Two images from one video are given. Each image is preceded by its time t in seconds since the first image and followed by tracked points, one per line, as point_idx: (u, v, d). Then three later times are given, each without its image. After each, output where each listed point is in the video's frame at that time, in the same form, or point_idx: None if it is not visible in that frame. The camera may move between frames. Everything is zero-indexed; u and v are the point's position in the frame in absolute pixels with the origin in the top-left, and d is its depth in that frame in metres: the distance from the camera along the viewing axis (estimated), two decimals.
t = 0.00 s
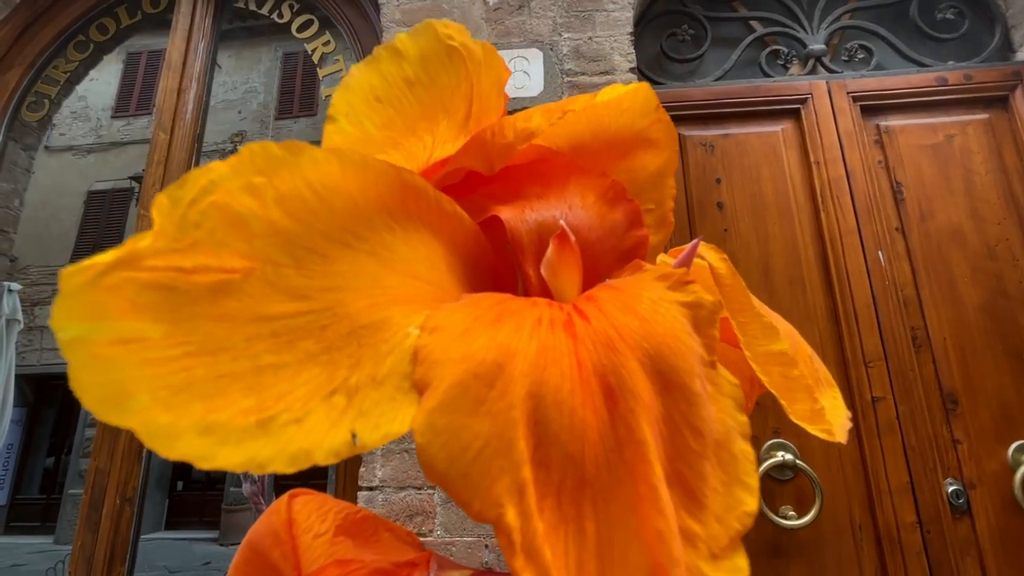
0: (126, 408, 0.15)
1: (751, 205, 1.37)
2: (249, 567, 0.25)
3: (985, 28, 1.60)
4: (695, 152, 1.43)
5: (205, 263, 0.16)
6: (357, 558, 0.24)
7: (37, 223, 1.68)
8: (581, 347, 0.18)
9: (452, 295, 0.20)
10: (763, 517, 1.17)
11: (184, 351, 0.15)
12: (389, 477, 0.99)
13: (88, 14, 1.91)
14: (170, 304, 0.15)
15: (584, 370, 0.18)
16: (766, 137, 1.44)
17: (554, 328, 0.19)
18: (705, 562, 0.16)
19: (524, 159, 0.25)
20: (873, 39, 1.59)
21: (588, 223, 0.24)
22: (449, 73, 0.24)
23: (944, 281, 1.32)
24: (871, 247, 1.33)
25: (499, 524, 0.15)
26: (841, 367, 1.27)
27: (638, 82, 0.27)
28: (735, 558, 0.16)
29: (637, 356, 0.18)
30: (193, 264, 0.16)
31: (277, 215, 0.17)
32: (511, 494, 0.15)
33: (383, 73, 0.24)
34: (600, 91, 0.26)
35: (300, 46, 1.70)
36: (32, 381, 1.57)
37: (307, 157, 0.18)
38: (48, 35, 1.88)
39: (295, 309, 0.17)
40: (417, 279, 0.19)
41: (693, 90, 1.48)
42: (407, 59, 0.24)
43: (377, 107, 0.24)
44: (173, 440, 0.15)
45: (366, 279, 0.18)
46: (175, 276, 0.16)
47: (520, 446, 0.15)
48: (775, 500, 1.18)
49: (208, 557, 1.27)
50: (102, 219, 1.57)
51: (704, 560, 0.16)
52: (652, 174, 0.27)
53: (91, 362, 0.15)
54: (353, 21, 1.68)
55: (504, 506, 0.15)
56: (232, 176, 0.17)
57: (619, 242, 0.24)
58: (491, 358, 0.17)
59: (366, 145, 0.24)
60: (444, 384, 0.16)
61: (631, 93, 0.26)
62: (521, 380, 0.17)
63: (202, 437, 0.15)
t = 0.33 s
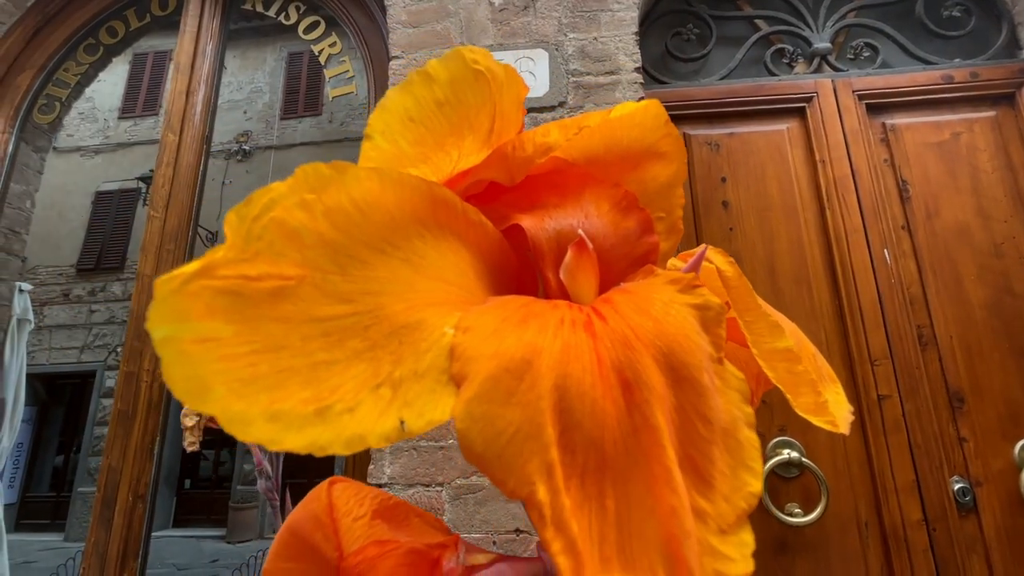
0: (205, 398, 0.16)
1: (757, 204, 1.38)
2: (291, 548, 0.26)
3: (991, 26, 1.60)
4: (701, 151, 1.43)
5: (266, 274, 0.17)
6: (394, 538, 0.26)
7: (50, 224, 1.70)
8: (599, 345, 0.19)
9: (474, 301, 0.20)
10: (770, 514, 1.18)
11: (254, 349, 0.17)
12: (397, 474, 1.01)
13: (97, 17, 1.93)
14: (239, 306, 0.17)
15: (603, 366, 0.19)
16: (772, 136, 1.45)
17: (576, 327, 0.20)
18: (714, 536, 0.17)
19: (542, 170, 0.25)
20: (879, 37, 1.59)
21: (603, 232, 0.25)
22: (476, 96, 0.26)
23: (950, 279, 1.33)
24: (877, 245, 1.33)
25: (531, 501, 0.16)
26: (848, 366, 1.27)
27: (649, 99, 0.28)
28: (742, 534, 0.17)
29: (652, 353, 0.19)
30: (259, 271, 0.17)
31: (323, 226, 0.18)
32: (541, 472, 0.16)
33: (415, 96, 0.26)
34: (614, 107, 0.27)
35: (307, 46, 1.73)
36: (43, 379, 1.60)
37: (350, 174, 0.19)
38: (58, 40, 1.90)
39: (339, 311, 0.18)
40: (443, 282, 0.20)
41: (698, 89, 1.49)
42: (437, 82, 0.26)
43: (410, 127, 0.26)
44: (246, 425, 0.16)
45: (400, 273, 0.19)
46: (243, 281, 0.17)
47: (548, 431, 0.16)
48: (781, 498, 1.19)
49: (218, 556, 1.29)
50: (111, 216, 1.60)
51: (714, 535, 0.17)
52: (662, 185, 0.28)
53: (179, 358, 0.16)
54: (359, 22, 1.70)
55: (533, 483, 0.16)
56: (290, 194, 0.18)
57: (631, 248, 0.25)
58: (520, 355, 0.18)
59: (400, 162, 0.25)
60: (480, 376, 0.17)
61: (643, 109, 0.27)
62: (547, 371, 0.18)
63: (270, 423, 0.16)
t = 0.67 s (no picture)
0: (277, 341, 0.17)
1: (763, 200, 1.38)
2: (334, 513, 0.27)
3: (999, 21, 1.60)
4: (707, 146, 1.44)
5: (332, 227, 0.18)
6: (440, 501, 0.27)
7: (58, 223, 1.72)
8: (654, 303, 0.20)
9: (519, 262, 0.21)
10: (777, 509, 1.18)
11: (325, 298, 0.17)
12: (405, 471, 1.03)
13: (103, 17, 1.94)
14: (309, 257, 0.17)
15: (659, 320, 0.19)
16: (778, 131, 1.45)
17: (628, 285, 0.20)
18: (773, 486, 0.16)
19: (578, 143, 0.25)
20: (885, 32, 1.59)
21: (644, 199, 0.25)
22: (522, 61, 0.26)
23: (958, 274, 1.32)
24: (884, 241, 1.33)
25: (594, 447, 0.16)
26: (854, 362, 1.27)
27: (687, 70, 0.28)
28: (798, 483, 0.17)
29: (706, 309, 0.19)
30: (328, 224, 0.18)
31: (380, 184, 0.19)
32: (605, 419, 0.16)
33: (463, 62, 0.27)
34: (653, 78, 0.27)
35: (312, 45, 1.74)
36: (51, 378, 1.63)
37: (407, 134, 0.20)
38: (65, 40, 1.91)
39: (397, 270, 0.18)
40: (492, 246, 0.21)
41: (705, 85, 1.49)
42: (485, 48, 0.27)
43: (456, 92, 0.26)
44: (316, 369, 0.16)
45: (455, 233, 0.20)
46: (312, 233, 0.18)
47: (610, 378, 0.17)
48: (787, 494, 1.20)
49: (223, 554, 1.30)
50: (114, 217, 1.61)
51: (773, 484, 0.16)
52: (699, 155, 0.28)
53: (254, 302, 0.17)
54: (365, 19, 1.70)
55: (598, 430, 0.16)
56: (354, 148, 0.19)
57: (672, 215, 0.25)
58: (579, 309, 0.18)
59: (447, 124, 0.25)
60: (541, 328, 0.17)
61: (680, 80, 0.28)
62: (606, 324, 0.18)
63: (340, 369, 0.16)
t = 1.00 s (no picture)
0: (265, 337, 0.18)
1: (759, 200, 1.40)
2: (324, 501, 0.30)
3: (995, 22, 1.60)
4: (703, 147, 1.45)
5: (319, 236, 0.19)
6: (421, 487, 0.28)
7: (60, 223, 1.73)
8: (610, 302, 0.21)
9: (494, 264, 0.22)
10: (772, 507, 1.20)
11: (311, 300, 0.19)
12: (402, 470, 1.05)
13: (104, 19, 1.95)
14: (296, 263, 0.19)
15: (614, 319, 0.20)
16: (774, 132, 1.46)
17: (588, 287, 0.21)
18: (713, 470, 0.18)
19: (555, 154, 0.27)
20: (882, 33, 1.59)
21: (612, 207, 0.26)
22: (498, 81, 0.28)
23: (953, 274, 1.33)
24: (880, 241, 1.34)
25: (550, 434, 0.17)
26: (849, 360, 1.28)
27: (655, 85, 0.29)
28: (738, 467, 0.18)
29: (658, 309, 0.20)
30: (312, 232, 0.19)
31: (364, 196, 0.20)
32: (560, 409, 0.17)
33: (444, 83, 0.28)
34: (622, 93, 0.28)
35: (312, 46, 1.75)
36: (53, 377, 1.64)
37: (387, 149, 0.21)
38: (66, 40, 1.92)
39: (377, 274, 0.20)
40: (469, 250, 0.22)
41: (701, 86, 1.50)
42: (464, 70, 0.28)
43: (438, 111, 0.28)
44: (300, 363, 0.18)
45: (430, 237, 0.21)
46: (298, 241, 0.19)
47: (566, 372, 0.18)
48: (784, 492, 1.21)
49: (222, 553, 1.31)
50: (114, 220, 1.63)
51: (713, 468, 0.18)
52: (666, 165, 0.29)
53: (246, 305, 0.19)
54: (364, 20, 1.71)
55: (552, 417, 0.17)
56: (337, 163, 0.20)
57: (638, 222, 0.26)
58: (540, 309, 0.19)
59: (428, 141, 0.27)
60: (504, 327, 0.19)
61: (649, 94, 0.29)
62: (565, 322, 0.19)
63: (322, 364, 0.18)
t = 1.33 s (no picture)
0: (269, 316, 0.19)
1: (755, 198, 1.41)
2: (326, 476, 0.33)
3: (991, 20, 1.61)
4: (700, 146, 1.47)
5: (320, 224, 0.20)
6: (413, 463, 0.31)
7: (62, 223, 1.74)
8: (590, 287, 0.22)
9: (483, 254, 0.23)
10: (767, 503, 1.21)
11: (312, 283, 0.20)
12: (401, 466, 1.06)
13: (104, 19, 1.96)
14: (296, 248, 0.20)
15: (594, 303, 0.21)
16: (770, 131, 1.47)
17: (570, 274, 0.23)
18: (686, 441, 0.19)
19: (544, 150, 0.28)
20: (878, 32, 1.60)
21: (595, 200, 0.27)
22: (490, 83, 0.29)
23: (948, 272, 1.34)
24: (875, 239, 1.35)
25: (533, 406, 0.18)
26: (845, 357, 1.29)
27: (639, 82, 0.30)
28: (708, 439, 0.19)
29: (634, 294, 0.22)
30: (313, 220, 0.20)
31: (361, 188, 0.21)
32: (542, 383, 0.18)
33: (437, 84, 0.29)
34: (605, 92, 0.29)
35: (311, 44, 1.76)
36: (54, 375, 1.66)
37: (384, 144, 0.22)
38: (67, 40, 1.93)
39: (371, 261, 0.21)
40: (460, 240, 0.23)
41: (698, 85, 1.51)
42: (456, 72, 0.29)
43: (432, 111, 0.29)
44: (301, 342, 0.19)
45: (421, 226, 0.22)
46: (299, 228, 0.20)
47: (548, 350, 0.19)
48: (779, 487, 1.22)
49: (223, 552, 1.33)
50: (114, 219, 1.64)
51: (685, 439, 0.19)
52: (648, 160, 0.30)
53: (252, 286, 0.20)
54: (363, 20, 1.72)
55: (534, 391, 0.18)
56: (336, 156, 0.21)
57: (621, 214, 0.27)
58: (524, 294, 0.21)
59: (423, 139, 0.28)
60: (491, 309, 0.20)
61: (632, 93, 0.30)
62: (548, 305, 0.20)
63: (322, 342, 0.19)
